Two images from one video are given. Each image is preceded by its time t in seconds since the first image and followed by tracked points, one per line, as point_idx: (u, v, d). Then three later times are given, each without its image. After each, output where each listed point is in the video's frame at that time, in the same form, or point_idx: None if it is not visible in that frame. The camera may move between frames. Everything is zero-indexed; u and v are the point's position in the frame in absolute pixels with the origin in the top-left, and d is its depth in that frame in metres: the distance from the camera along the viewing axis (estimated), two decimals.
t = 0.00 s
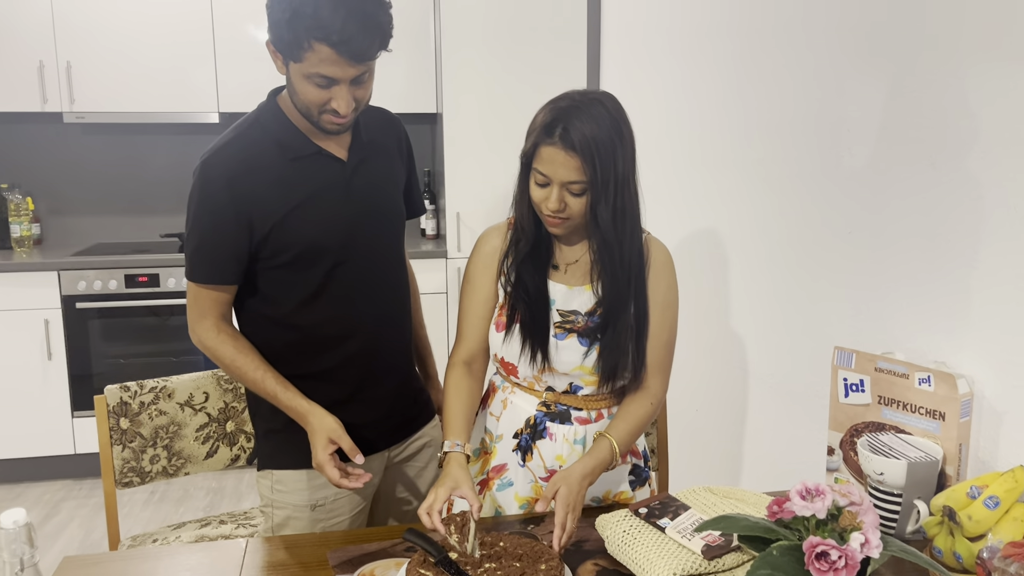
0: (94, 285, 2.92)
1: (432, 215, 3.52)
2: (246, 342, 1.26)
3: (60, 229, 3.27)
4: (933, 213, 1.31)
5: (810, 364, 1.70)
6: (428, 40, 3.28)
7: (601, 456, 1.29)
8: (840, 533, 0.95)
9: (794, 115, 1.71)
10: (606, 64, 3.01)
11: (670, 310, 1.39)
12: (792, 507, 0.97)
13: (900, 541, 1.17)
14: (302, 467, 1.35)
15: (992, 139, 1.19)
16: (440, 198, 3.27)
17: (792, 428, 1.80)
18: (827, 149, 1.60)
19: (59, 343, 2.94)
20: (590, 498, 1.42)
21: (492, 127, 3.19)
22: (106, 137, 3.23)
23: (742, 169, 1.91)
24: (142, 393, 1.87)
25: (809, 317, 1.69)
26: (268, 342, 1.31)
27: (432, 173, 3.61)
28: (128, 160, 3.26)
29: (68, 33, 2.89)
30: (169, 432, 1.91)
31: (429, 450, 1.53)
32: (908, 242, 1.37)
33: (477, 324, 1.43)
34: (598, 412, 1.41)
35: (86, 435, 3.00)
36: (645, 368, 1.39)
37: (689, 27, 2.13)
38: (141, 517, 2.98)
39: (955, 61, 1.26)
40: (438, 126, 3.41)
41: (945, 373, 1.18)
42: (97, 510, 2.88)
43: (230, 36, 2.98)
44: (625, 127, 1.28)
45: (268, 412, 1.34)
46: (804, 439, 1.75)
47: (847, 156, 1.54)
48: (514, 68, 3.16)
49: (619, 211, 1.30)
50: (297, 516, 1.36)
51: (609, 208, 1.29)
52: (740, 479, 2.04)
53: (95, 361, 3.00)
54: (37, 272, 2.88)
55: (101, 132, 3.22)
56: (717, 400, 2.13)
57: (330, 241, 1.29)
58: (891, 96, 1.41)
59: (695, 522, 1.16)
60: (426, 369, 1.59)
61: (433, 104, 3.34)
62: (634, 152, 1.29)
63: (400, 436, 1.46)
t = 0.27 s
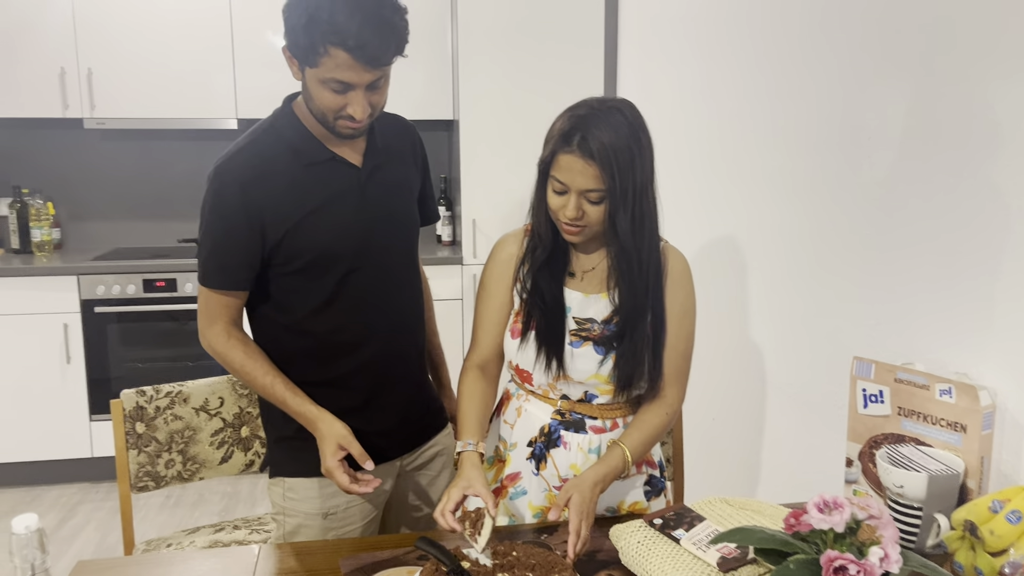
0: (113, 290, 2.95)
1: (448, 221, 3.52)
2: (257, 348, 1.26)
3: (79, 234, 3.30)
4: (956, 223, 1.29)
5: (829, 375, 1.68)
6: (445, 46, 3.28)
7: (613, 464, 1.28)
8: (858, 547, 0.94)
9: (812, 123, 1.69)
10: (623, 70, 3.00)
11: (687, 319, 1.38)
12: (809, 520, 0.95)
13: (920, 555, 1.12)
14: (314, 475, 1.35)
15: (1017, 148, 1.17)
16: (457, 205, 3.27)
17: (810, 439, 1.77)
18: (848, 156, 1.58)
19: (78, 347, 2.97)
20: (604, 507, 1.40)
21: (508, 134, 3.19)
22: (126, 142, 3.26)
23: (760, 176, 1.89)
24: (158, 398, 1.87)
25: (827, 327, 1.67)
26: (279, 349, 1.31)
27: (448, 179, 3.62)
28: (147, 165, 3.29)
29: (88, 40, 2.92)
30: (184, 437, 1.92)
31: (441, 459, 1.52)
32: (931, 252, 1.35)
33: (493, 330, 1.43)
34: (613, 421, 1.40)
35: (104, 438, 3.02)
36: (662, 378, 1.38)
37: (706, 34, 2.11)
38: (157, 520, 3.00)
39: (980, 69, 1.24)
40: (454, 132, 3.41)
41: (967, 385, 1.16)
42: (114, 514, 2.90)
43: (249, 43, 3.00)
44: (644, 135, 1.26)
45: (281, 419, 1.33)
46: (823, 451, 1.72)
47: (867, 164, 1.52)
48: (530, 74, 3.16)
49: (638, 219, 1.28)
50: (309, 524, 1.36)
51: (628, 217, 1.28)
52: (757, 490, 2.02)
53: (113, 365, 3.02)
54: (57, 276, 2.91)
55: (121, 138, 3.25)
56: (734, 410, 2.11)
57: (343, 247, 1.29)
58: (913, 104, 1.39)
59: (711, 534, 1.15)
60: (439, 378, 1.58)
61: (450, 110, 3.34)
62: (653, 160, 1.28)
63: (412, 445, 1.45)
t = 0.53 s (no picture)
0: (141, 297, 2.98)
1: (472, 230, 3.52)
2: (276, 356, 1.26)
3: (109, 242, 3.34)
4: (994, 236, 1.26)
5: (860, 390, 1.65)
6: (470, 56, 3.29)
7: (637, 477, 1.26)
8: (890, 567, 0.91)
9: (842, 131, 1.66)
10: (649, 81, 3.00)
11: (716, 331, 1.34)
12: (839, 538, 0.93)
13: None
14: (334, 486, 1.35)
15: None
16: (481, 214, 3.27)
17: (839, 454, 1.73)
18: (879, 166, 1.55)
19: (106, 353, 3.00)
20: (628, 521, 1.38)
21: (532, 144, 3.18)
22: (155, 151, 3.30)
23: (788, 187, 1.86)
24: (183, 405, 1.88)
25: (858, 339, 1.64)
26: (300, 358, 1.31)
27: (472, 189, 3.62)
28: (176, 173, 3.33)
29: (120, 51, 2.97)
30: (208, 444, 1.92)
31: (463, 471, 1.51)
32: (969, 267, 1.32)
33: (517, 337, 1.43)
34: (638, 434, 1.37)
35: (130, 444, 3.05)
36: (688, 391, 1.35)
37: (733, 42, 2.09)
38: (182, 526, 3.02)
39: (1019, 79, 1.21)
40: (479, 142, 3.41)
41: (1002, 401, 1.08)
42: (139, 519, 2.93)
43: (277, 53, 3.03)
44: (674, 143, 1.24)
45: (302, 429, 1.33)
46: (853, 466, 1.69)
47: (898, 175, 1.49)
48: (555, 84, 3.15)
49: (667, 229, 1.26)
50: (329, 536, 1.35)
51: (656, 227, 1.25)
52: (784, 506, 1.98)
53: (140, 371, 3.05)
54: (86, 283, 2.95)
55: (150, 147, 3.29)
56: (759, 425, 2.07)
57: (364, 256, 1.28)
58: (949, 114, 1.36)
59: (737, 551, 1.12)
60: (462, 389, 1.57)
61: (475, 119, 3.34)
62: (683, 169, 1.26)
63: (434, 456, 1.44)
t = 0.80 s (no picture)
0: (158, 302, 3.00)
1: (488, 237, 3.51)
2: (284, 363, 1.25)
3: (128, 248, 3.37)
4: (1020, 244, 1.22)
5: (880, 401, 1.62)
6: (488, 63, 3.29)
7: (641, 475, 1.25)
8: None
9: (862, 137, 1.63)
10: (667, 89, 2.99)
11: (735, 340, 1.31)
12: (859, 553, 0.90)
13: None
14: (342, 498, 1.33)
15: None
16: (497, 221, 3.26)
17: (859, 465, 1.70)
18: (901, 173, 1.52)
19: (123, 357, 3.02)
20: (643, 531, 1.36)
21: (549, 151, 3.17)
22: (175, 158, 3.33)
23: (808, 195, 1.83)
24: (198, 410, 1.88)
25: (879, 348, 1.61)
26: (309, 365, 1.29)
27: (489, 196, 3.61)
28: (195, 179, 3.35)
29: (140, 59, 2.99)
30: (223, 450, 1.92)
31: (474, 481, 1.50)
32: (995, 276, 1.28)
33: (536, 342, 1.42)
34: (653, 443, 1.35)
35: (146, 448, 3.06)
36: (705, 400, 1.32)
37: (751, 48, 2.07)
38: (197, 531, 3.02)
39: None
40: (497, 149, 3.41)
41: None
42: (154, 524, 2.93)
43: (295, 61, 3.04)
44: (698, 149, 1.22)
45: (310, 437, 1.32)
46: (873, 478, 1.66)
47: (920, 181, 1.47)
48: (572, 90, 3.14)
49: (689, 236, 1.24)
50: (338, 547, 1.34)
51: (678, 234, 1.23)
52: (804, 519, 1.94)
53: (157, 376, 3.06)
54: (105, 288, 2.97)
55: (170, 153, 3.32)
56: (779, 436, 2.03)
57: (375, 262, 1.27)
58: (972, 119, 1.33)
59: (754, 564, 1.09)
60: (471, 398, 1.56)
61: (492, 126, 3.34)
62: (706, 176, 1.24)
63: (444, 465, 1.43)
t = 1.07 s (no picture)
0: (175, 307, 3.01)
1: (504, 243, 3.49)
2: (290, 369, 1.24)
3: (146, 253, 3.39)
4: None
5: (901, 411, 1.58)
6: (504, 70, 3.28)
7: (647, 487, 1.22)
8: None
9: (881, 143, 1.61)
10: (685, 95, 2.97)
11: (752, 349, 1.28)
12: (879, 568, 0.87)
13: None
14: (350, 508, 1.32)
15: None
16: (513, 228, 3.24)
17: (876, 476, 1.68)
18: (921, 179, 1.49)
19: (140, 362, 3.03)
20: (657, 541, 1.33)
21: (565, 157, 3.16)
22: (193, 164, 3.35)
23: (826, 201, 1.80)
24: (212, 416, 1.88)
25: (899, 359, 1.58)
26: (316, 371, 1.29)
27: (505, 203, 3.59)
28: (212, 185, 3.37)
29: (158, 65, 3.01)
30: (237, 455, 1.91)
31: (482, 491, 1.48)
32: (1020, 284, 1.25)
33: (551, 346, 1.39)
34: (666, 452, 1.32)
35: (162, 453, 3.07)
36: (719, 408, 1.29)
37: (769, 54, 2.04)
38: (211, 536, 3.02)
39: None
40: (512, 155, 3.40)
41: None
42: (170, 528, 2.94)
43: (312, 67, 3.06)
44: (716, 155, 1.20)
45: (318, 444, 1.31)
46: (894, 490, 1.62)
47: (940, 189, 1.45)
48: (589, 97, 3.13)
49: (705, 242, 1.22)
50: (345, 557, 1.33)
51: (695, 240, 1.21)
52: (822, 532, 1.90)
53: (173, 381, 3.08)
54: (122, 293, 2.99)
55: (187, 159, 3.34)
56: (797, 446, 2.00)
57: (382, 268, 1.26)
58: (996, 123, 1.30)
59: None
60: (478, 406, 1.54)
61: (508, 133, 3.33)
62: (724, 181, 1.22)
63: (452, 474, 1.41)
